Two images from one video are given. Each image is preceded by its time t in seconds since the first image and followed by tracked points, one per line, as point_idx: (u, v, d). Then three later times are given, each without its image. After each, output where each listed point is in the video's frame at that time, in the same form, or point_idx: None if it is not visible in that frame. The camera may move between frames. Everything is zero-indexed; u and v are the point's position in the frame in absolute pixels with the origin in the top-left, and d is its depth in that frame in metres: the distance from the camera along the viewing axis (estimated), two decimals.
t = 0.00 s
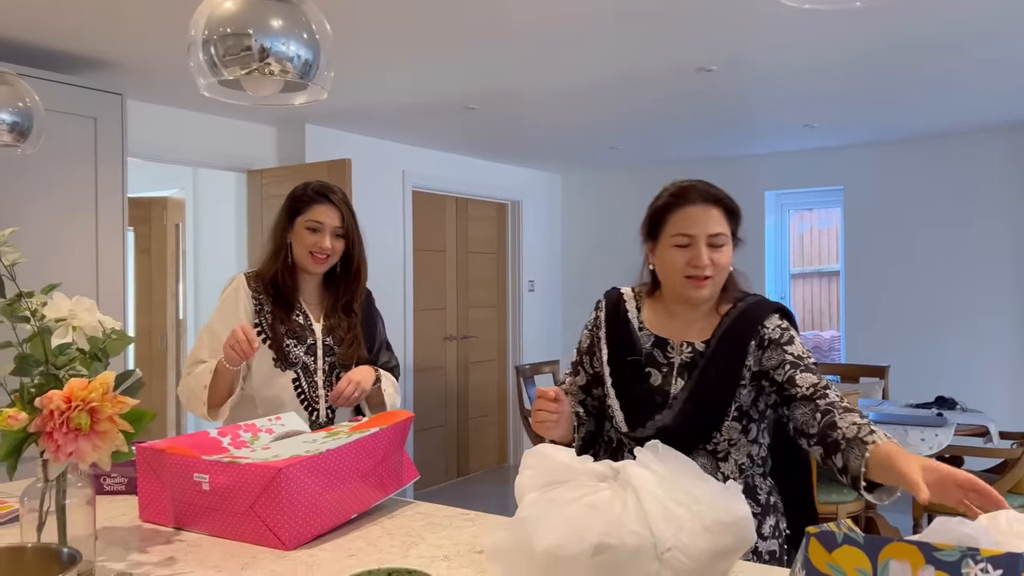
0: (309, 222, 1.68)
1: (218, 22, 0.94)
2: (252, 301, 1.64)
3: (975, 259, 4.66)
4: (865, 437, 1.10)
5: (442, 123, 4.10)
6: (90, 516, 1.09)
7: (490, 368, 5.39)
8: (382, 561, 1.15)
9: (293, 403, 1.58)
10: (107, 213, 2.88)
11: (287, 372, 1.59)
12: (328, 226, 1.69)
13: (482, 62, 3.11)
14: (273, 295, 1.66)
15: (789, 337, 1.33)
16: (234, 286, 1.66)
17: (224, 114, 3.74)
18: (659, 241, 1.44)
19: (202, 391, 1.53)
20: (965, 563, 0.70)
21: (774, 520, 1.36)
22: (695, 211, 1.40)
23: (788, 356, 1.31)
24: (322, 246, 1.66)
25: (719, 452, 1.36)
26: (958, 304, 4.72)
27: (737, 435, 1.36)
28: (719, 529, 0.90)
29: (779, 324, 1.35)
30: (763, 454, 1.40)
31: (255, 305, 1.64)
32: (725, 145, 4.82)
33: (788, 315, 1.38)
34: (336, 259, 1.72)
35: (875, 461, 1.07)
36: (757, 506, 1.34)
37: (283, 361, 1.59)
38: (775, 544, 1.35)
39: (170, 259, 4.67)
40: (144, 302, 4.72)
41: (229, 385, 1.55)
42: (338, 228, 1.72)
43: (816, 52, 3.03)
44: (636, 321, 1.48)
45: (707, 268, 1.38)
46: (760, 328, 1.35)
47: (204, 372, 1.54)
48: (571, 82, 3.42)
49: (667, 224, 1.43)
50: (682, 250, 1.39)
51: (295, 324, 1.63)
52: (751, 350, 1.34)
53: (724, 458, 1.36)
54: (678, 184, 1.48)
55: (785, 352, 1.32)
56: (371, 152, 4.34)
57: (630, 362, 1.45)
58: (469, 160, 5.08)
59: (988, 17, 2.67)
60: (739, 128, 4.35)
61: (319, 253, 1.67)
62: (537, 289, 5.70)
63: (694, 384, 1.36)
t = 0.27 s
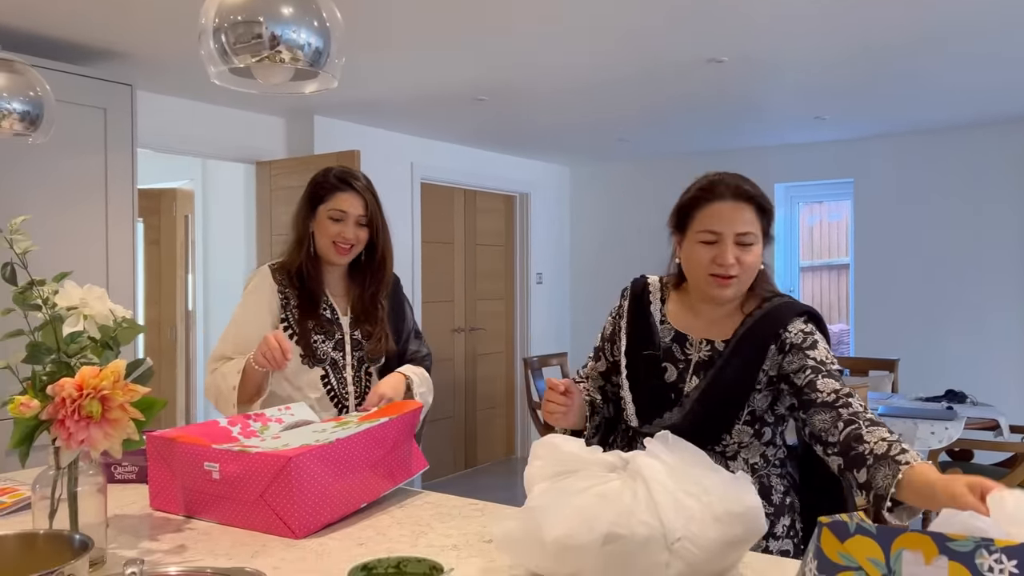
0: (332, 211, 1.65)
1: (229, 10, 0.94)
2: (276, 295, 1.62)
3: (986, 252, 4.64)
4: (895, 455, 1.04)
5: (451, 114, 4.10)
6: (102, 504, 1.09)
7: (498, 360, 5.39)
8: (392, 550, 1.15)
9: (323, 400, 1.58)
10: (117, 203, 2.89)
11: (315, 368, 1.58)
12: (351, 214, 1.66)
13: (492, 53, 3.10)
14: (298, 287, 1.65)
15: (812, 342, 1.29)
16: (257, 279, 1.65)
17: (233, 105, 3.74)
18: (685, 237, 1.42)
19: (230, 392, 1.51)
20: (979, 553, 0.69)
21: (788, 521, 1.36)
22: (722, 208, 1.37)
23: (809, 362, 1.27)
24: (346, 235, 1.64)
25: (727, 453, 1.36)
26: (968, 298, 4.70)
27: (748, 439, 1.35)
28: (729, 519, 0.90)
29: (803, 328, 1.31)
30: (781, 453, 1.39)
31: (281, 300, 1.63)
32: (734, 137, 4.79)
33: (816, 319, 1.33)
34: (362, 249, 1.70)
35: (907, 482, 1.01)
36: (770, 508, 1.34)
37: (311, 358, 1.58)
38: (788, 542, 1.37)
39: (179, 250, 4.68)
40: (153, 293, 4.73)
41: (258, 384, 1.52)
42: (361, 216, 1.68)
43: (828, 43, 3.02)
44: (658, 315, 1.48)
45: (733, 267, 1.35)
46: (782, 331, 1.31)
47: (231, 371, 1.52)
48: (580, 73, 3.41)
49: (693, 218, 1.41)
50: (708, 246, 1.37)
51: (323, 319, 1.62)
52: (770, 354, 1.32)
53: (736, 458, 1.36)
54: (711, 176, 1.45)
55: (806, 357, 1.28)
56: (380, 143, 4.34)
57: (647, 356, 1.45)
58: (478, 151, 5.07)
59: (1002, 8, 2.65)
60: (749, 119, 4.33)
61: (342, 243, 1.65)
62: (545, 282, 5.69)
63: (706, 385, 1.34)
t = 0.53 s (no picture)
0: (351, 200, 1.64)
1: None
2: (294, 283, 1.63)
3: (995, 245, 4.62)
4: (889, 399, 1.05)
5: (458, 105, 4.09)
6: (112, 492, 1.10)
7: (504, 352, 5.40)
8: (401, 539, 1.15)
9: (339, 392, 1.59)
10: (125, 192, 2.90)
11: (331, 361, 1.59)
12: (370, 204, 1.65)
13: (499, 43, 3.10)
14: (316, 277, 1.65)
15: (836, 330, 1.33)
16: (275, 265, 1.65)
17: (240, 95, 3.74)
18: (702, 228, 1.43)
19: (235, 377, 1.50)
20: (992, 545, 0.70)
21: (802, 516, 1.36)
22: (740, 200, 1.39)
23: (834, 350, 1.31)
24: (363, 226, 1.63)
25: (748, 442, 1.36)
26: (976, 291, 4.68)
27: (770, 428, 1.36)
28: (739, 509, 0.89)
29: (825, 317, 1.35)
30: (797, 446, 1.39)
31: (299, 289, 1.63)
32: (742, 128, 4.77)
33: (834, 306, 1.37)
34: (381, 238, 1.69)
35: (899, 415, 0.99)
36: (786, 500, 1.34)
37: (327, 350, 1.59)
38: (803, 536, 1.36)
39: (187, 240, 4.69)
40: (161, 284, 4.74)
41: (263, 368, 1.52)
42: (381, 205, 1.67)
43: (838, 34, 3.00)
44: (673, 307, 1.48)
45: (751, 260, 1.36)
46: (804, 321, 1.35)
47: (236, 358, 1.51)
48: (588, 64, 3.39)
49: (710, 211, 1.42)
50: (725, 238, 1.38)
51: (340, 311, 1.62)
52: (795, 342, 1.34)
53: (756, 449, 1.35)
54: (725, 167, 1.47)
55: (831, 346, 1.32)
56: (387, 134, 4.34)
57: (664, 348, 1.44)
58: (485, 143, 5.06)
59: None
60: (758, 111, 4.31)
61: (360, 232, 1.64)
62: (552, 274, 5.69)
63: (731, 374, 1.35)
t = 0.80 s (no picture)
0: (358, 189, 1.62)
1: None
2: (297, 273, 1.62)
3: (1002, 238, 4.60)
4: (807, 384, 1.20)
5: (464, 97, 4.08)
6: (118, 481, 1.10)
7: (508, 344, 5.39)
8: (406, 529, 1.15)
9: (338, 385, 1.59)
10: (130, 182, 2.90)
11: (330, 354, 1.59)
12: (376, 194, 1.62)
13: (505, 34, 3.08)
14: (320, 268, 1.64)
15: (834, 320, 1.33)
16: (281, 255, 1.65)
17: (245, 86, 3.74)
18: (720, 214, 1.42)
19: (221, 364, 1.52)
20: (1001, 536, 0.70)
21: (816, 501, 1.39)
22: (762, 187, 1.38)
23: (825, 341, 1.31)
24: (367, 216, 1.61)
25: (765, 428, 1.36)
26: (983, 286, 4.66)
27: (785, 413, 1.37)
28: (746, 500, 0.89)
29: (828, 306, 1.36)
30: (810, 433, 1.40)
31: (301, 279, 1.61)
32: (748, 120, 4.76)
33: (839, 298, 1.39)
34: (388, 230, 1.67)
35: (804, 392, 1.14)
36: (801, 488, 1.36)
37: (326, 343, 1.58)
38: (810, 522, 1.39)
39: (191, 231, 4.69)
40: (165, 275, 4.74)
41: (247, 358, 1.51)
42: (387, 195, 1.64)
43: (846, 25, 2.98)
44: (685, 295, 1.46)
45: (770, 246, 1.36)
46: (811, 308, 1.36)
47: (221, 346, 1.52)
48: (594, 55, 3.38)
49: (731, 197, 1.41)
50: (746, 224, 1.38)
51: (343, 304, 1.63)
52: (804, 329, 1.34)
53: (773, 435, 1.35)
54: (744, 155, 1.45)
55: (825, 335, 1.32)
56: (392, 126, 4.33)
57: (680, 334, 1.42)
58: (490, 134, 5.05)
59: None
60: (764, 103, 4.29)
61: (365, 223, 1.62)
62: (556, 266, 5.68)
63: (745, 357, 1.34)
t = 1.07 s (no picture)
0: (364, 174, 1.64)
1: None
2: (298, 269, 1.63)
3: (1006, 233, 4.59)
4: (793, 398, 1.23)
5: (467, 90, 4.07)
6: (122, 473, 1.10)
7: (511, 337, 5.40)
8: (409, 521, 1.16)
9: (339, 379, 1.58)
10: (133, 174, 2.90)
11: (330, 347, 1.59)
12: (385, 178, 1.64)
13: (508, 26, 3.07)
14: (321, 259, 1.64)
15: (830, 314, 1.37)
16: (286, 247, 1.66)
17: (247, 79, 3.73)
18: (723, 207, 1.43)
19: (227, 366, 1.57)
20: (1003, 529, 0.69)
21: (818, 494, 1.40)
22: (766, 182, 1.40)
23: (821, 337, 1.35)
24: (376, 202, 1.62)
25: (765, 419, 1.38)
26: (987, 280, 4.65)
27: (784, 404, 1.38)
28: (747, 493, 0.88)
29: (826, 300, 1.38)
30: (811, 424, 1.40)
31: (301, 274, 1.63)
32: (751, 114, 4.75)
33: (837, 290, 1.40)
34: (396, 219, 1.66)
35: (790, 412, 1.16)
36: (802, 479, 1.37)
37: (326, 336, 1.59)
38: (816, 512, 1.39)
39: (194, 224, 4.70)
40: (168, 267, 4.75)
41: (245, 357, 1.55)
42: (395, 180, 1.65)
43: (851, 19, 2.96)
44: (686, 288, 1.47)
45: (772, 241, 1.38)
46: (810, 301, 1.38)
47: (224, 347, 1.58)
48: (597, 48, 3.37)
49: (734, 191, 1.43)
50: (749, 219, 1.39)
51: (345, 296, 1.62)
52: (804, 323, 1.37)
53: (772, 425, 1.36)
54: (749, 149, 1.46)
55: (821, 331, 1.36)
56: (395, 119, 4.33)
57: (685, 327, 1.45)
58: (493, 128, 5.04)
59: None
60: (768, 97, 4.28)
61: (374, 210, 1.63)
62: (559, 260, 5.68)
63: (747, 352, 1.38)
